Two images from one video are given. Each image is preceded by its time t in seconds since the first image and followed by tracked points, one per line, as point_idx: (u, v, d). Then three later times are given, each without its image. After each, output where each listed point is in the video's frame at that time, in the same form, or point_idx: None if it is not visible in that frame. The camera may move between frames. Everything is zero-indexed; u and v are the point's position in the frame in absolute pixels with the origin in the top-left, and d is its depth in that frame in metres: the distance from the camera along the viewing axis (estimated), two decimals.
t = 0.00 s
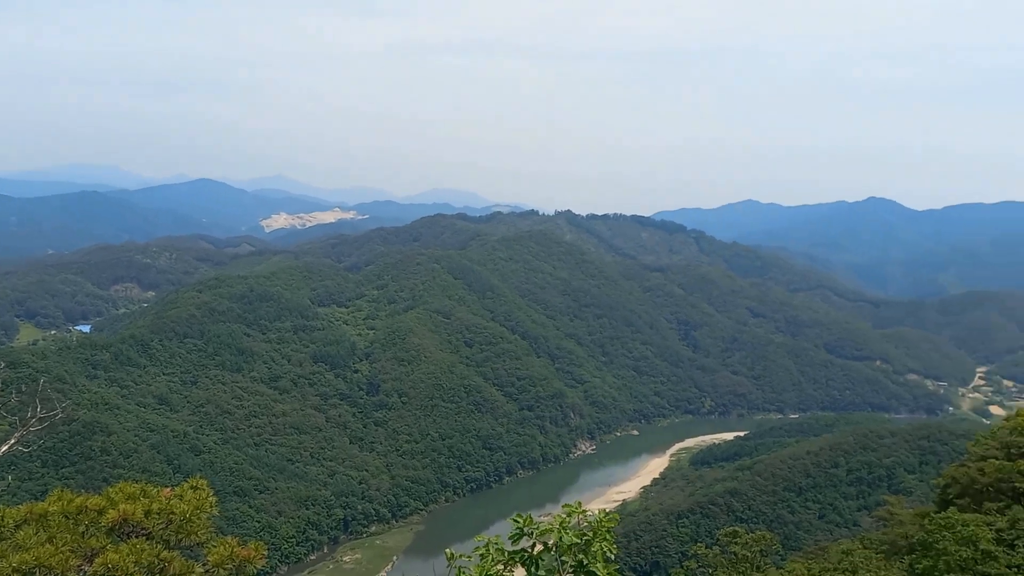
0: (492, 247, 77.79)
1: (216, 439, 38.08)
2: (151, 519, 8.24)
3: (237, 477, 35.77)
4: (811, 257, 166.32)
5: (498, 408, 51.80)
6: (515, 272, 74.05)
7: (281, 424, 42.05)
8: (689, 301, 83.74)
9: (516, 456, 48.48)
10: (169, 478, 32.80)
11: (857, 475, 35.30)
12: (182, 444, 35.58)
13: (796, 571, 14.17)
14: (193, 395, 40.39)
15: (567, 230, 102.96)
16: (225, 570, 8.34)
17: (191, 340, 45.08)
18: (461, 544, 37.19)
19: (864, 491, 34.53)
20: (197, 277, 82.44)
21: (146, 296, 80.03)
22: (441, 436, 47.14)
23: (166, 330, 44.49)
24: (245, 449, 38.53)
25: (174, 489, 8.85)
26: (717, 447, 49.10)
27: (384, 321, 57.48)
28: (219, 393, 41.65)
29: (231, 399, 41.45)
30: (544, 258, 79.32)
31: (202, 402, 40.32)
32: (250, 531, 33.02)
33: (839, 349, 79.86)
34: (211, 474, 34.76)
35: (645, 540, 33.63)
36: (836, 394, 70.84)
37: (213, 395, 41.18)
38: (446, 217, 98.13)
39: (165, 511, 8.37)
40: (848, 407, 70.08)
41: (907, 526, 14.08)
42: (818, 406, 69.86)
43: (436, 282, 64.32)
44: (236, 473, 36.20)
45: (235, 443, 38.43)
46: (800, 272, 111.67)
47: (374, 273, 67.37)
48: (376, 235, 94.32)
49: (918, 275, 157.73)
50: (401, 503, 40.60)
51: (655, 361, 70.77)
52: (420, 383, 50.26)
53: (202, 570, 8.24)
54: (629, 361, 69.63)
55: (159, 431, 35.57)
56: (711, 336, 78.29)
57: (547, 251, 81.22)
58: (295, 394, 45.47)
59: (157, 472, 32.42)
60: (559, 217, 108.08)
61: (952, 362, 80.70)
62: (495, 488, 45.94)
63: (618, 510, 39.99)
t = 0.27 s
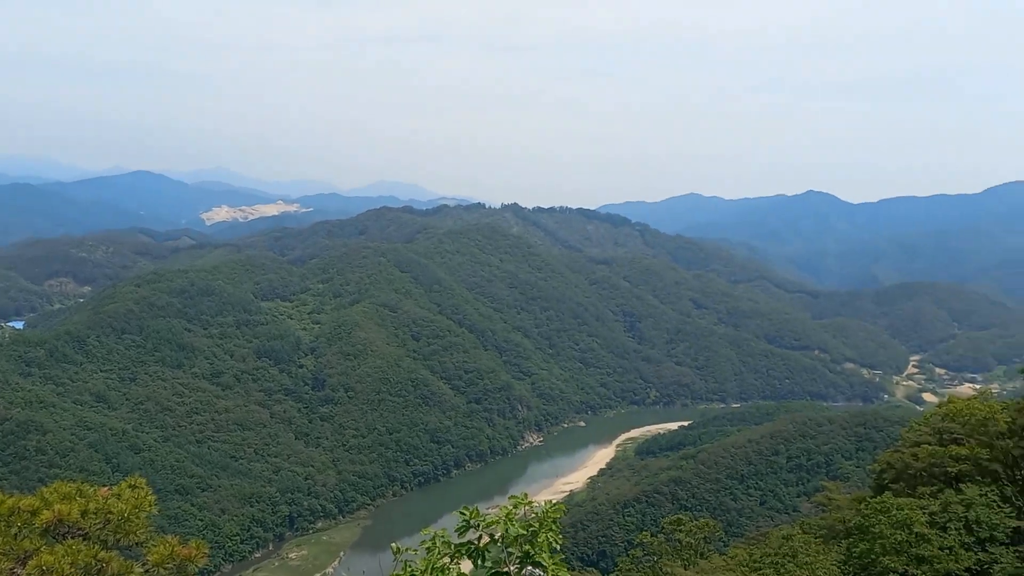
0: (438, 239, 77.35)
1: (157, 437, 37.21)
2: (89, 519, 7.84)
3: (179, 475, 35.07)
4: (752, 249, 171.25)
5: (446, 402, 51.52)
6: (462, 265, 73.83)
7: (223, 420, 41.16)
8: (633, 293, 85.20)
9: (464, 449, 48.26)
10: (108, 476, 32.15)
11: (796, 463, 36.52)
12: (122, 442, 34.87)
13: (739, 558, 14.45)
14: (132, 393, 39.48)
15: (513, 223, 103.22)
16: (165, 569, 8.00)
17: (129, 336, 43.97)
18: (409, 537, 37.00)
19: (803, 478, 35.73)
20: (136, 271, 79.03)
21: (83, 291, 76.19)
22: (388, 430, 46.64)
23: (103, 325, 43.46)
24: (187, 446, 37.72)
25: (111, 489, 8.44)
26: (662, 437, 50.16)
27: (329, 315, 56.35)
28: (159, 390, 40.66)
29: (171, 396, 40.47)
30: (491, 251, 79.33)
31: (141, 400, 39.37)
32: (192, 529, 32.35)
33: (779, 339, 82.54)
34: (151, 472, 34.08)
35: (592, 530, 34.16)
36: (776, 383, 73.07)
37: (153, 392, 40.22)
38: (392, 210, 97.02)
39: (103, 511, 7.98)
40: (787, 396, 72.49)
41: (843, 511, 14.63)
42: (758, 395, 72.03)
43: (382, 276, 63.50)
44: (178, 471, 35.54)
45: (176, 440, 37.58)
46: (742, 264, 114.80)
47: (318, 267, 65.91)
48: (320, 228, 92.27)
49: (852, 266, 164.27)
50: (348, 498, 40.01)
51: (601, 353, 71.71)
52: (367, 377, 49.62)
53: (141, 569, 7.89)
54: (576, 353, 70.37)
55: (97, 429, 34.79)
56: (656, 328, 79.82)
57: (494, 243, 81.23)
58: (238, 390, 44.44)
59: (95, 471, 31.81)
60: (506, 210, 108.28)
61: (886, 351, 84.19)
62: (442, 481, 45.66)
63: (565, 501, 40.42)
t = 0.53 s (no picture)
0: (376, 232, 76.22)
1: (84, 437, 36.16)
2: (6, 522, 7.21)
3: (108, 475, 34.14)
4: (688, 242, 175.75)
5: (384, 396, 50.77)
6: (400, 258, 73.00)
7: (154, 418, 39.97)
8: (572, 285, 86.24)
9: (403, 443, 47.63)
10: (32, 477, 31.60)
11: (730, 450, 37.75)
12: (47, 443, 34.14)
13: (676, 544, 14.80)
14: (58, 391, 38.38)
15: (452, 216, 102.74)
16: (94, 569, 7.54)
17: (53, 333, 42.67)
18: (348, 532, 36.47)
19: (737, 465, 36.92)
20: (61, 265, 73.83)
21: (7, 285, 70.45)
22: (326, 425, 45.71)
23: (26, 322, 42.28)
24: (116, 446, 36.67)
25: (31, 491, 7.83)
26: (600, 427, 51.01)
27: (264, 310, 54.60)
28: (85, 387, 39.42)
29: (99, 394, 39.27)
30: (430, 244, 78.71)
31: (67, 398, 38.26)
32: (121, 530, 31.42)
33: (713, 330, 85.11)
34: (79, 473, 33.30)
35: (532, 520, 34.42)
36: (711, 373, 75.28)
37: (80, 391, 39.04)
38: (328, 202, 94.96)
39: (24, 513, 7.40)
40: (721, 385, 74.78)
41: (775, 496, 15.17)
42: (693, 384, 74.08)
43: (318, 269, 62.05)
44: (106, 471, 34.59)
45: (104, 440, 36.50)
46: (677, 257, 117.78)
47: (252, 261, 63.56)
48: (254, 220, 89.22)
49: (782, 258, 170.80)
50: (284, 496, 39.01)
51: (540, 345, 72.26)
52: (303, 372, 48.50)
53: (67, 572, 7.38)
54: (515, 346, 70.68)
55: (22, 429, 34.22)
56: (593, 319, 81.01)
57: (433, 236, 80.66)
58: (169, 387, 43.14)
59: (18, 474, 31.32)
60: (444, 202, 107.68)
61: (815, 340, 87.88)
62: (381, 475, 44.89)
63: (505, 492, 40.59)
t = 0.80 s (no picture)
0: (307, 227, 74.34)
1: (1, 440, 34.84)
2: None
3: (27, 479, 32.94)
4: (622, 237, 178.87)
5: (317, 393, 49.59)
6: (333, 253, 71.42)
7: (76, 420, 38.64)
8: (507, 280, 86.52)
9: (337, 441, 46.54)
10: None
11: (662, 440, 38.74)
12: None
13: (609, 535, 15.03)
14: None
15: (386, 210, 101.25)
16: None
17: None
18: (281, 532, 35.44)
19: (668, 455, 37.91)
20: None
21: None
22: (257, 424, 44.30)
23: None
24: (35, 448, 35.41)
25: None
26: (536, 420, 51.46)
27: (192, 306, 52.43)
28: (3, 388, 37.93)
29: (18, 395, 37.87)
30: (363, 239, 77.31)
31: None
32: (41, 536, 30.09)
33: (645, 322, 87.06)
34: None
35: (468, 515, 34.33)
36: (643, 364, 77.00)
37: None
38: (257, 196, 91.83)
39: None
40: (653, 376, 76.54)
41: (706, 484, 15.64)
42: (626, 376, 75.59)
43: (248, 265, 59.87)
44: (26, 475, 33.39)
45: (22, 443, 35.17)
46: (610, 251, 119.84)
47: (177, 257, 60.42)
48: (180, 214, 85.06)
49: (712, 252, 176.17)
50: (214, 496, 37.61)
51: (475, 339, 72.18)
52: (233, 370, 47.02)
53: None
54: (450, 340, 70.32)
55: None
56: (528, 313, 81.49)
57: (366, 230, 79.29)
58: (92, 387, 41.76)
59: None
60: (378, 196, 106.01)
61: (743, 331, 91.08)
62: (314, 474, 43.67)
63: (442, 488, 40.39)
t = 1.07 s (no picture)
0: (236, 220, 71.90)
1: None
2: None
3: None
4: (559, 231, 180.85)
5: (249, 391, 47.99)
6: (264, 247, 69.33)
7: None
8: (444, 274, 86.10)
9: (270, 439, 45.06)
10: None
11: (597, 432, 39.39)
12: None
13: (546, 526, 15.11)
14: None
15: (319, 204, 98.98)
16: None
17: None
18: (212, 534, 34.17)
19: (603, 446, 38.57)
20: None
21: None
22: (186, 423, 42.55)
23: None
24: None
25: None
26: (473, 415, 51.41)
27: (116, 303, 49.99)
28: None
29: None
30: (296, 233, 75.33)
31: None
32: None
33: (581, 315, 88.19)
34: None
35: (404, 511, 33.99)
36: (579, 357, 77.98)
37: None
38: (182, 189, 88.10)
39: None
40: (588, 368, 77.62)
41: (640, 473, 15.96)
42: (562, 368, 76.40)
43: (174, 261, 57.37)
44: None
45: None
46: (547, 245, 120.80)
47: (100, 253, 57.03)
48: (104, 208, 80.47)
49: (646, 246, 180.09)
50: (142, 499, 35.92)
51: (412, 334, 71.47)
52: (160, 369, 45.08)
53: None
54: (385, 335, 69.35)
55: None
56: (465, 308, 81.26)
57: (298, 224, 77.31)
58: (11, 389, 40.05)
59: None
60: (310, 189, 103.50)
61: (675, 323, 93.47)
62: (246, 474, 42.09)
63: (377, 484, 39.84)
